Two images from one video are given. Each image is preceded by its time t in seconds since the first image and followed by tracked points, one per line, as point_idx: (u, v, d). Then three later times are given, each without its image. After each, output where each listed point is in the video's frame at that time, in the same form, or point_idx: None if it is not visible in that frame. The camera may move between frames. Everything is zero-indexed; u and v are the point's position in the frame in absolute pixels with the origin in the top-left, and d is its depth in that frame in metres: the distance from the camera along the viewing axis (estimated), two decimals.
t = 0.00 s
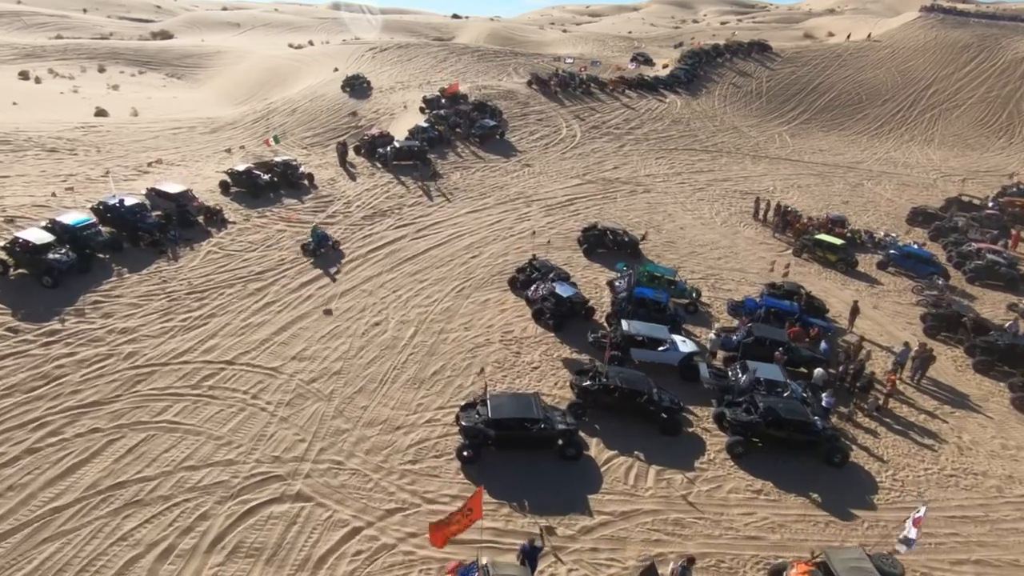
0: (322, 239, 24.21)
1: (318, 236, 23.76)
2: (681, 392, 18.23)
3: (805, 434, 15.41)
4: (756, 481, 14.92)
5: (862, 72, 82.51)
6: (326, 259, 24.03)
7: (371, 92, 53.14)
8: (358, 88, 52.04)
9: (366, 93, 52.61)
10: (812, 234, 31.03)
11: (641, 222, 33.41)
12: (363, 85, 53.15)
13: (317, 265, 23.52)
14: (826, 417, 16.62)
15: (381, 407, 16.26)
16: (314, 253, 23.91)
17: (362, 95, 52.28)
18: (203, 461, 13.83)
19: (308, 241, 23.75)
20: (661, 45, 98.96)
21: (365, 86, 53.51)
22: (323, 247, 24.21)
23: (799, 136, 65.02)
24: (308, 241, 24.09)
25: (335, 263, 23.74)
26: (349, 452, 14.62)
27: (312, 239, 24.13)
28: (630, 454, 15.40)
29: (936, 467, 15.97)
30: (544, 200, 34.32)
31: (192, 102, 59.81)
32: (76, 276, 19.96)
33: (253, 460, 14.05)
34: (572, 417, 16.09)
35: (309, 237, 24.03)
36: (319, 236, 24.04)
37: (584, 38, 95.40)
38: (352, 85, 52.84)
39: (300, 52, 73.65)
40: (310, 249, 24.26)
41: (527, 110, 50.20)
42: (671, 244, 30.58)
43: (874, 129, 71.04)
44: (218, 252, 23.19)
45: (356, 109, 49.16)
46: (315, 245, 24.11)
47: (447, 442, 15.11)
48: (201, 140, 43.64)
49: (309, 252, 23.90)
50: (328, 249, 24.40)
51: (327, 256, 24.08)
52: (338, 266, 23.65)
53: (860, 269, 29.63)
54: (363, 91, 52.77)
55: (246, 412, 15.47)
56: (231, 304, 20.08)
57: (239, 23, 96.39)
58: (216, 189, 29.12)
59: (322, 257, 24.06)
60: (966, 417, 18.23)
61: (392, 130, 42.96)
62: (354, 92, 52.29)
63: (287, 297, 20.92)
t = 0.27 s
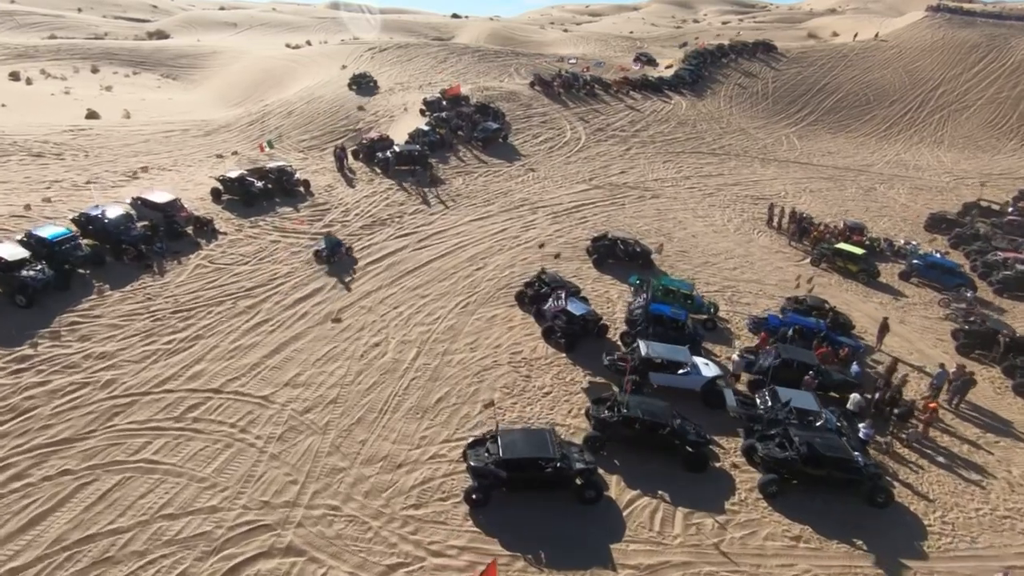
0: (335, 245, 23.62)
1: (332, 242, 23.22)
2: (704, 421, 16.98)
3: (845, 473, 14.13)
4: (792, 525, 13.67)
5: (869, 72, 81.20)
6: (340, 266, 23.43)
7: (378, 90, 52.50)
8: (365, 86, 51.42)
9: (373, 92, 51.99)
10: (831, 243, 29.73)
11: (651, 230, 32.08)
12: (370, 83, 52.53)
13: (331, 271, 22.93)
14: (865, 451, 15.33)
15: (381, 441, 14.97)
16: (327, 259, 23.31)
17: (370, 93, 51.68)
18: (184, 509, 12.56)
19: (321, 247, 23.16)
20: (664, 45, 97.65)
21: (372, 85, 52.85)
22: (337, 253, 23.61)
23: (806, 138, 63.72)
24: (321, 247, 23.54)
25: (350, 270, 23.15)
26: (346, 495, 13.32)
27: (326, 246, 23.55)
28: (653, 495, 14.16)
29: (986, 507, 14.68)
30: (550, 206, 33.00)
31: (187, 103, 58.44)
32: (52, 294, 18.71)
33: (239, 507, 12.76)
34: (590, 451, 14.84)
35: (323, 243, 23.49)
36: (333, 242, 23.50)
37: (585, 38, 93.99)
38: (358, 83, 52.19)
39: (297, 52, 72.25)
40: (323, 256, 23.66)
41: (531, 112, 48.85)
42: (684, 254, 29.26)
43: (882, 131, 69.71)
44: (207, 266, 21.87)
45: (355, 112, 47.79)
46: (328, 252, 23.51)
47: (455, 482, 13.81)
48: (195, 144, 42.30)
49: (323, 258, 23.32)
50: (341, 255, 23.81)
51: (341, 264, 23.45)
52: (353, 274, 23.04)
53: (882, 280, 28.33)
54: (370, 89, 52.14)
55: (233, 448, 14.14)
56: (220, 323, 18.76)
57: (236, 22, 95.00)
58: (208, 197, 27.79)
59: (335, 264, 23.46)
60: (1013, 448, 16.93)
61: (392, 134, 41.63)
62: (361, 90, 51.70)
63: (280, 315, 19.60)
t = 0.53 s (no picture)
0: (349, 252, 22.82)
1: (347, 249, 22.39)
2: (731, 454, 15.66)
3: (894, 518, 12.82)
4: None
5: (876, 73, 79.87)
6: (355, 274, 22.61)
7: (384, 90, 51.58)
8: (371, 85, 50.47)
9: (379, 92, 51.04)
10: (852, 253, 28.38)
11: (661, 239, 30.73)
12: (376, 82, 51.59)
13: (345, 280, 22.10)
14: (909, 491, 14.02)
15: (379, 482, 13.68)
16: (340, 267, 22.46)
17: (376, 93, 50.78)
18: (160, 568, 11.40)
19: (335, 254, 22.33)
20: (667, 45, 96.34)
21: (378, 84, 51.90)
22: (350, 261, 22.79)
23: (814, 140, 62.43)
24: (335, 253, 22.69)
25: (364, 278, 22.37)
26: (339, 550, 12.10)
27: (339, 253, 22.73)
28: (678, 545, 12.95)
29: None
30: (556, 214, 31.63)
31: (180, 105, 57.01)
32: (26, 315, 17.49)
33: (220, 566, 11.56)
34: (609, 493, 13.57)
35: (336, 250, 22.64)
36: (348, 249, 22.69)
37: (587, 38, 92.60)
38: (364, 82, 51.28)
39: (294, 52, 70.89)
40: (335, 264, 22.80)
41: (533, 114, 47.51)
42: (697, 264, 27.91)
43: (891, 132, 68.36)
44: (194, 281, 20.52)
45: (352, 114, 46.41)
46: (341, 259, 22.67)
47: (460, 532, 12.59)
48: (188, 148, 40.99)
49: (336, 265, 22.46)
50: (355, 263, 23.00)
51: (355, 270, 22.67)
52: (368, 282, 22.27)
53: (906, 292, 27.01)
54: (375, 88, 51.19)
55: (216, 494, 12.90)
56: (206, 346, 17.46)
57: (233, 23, 93.62)
58: (197, 206, 26.46)
59: (349, 272, 22.63)
60: None
61: (391, 137, 40.30)
62: (366, 89, 50.75)
63: (272, 336, 18.27)
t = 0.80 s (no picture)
0: (363, 260, 22.13)
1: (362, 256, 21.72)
2: (762, 495, 14.40)
3: None
4: None
5: (883, 74, 78.56)
6: (369, 282, 21.93)
7: (389, 90, 50.61)
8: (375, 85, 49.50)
9: (384, 91, 50.12)
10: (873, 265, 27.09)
11: (672, 249, 29.43)
12: (381, 82, 50.66)
13: (359, 288, 21.42)
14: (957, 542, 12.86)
15: (375, 534, 12.55)
16: (354, 275, 21.77)
17: (380, 93, 49.85)
18: None
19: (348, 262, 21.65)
20: (669, 45, 95.03)
21: (382, 84, 50.98)
22: (364, 268, 22.10)
23: (822, 143, 61.12)
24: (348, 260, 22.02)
25: (379, 286, 21.69)
26: None
27: (352, 260, 22.06)
28: None
29: None
30: (562, 223, 30.32)
31: (174, 107, 55.63)
32: None
33: None
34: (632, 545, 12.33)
35: (350, 256, 21.99)
36: (362, 256, 22.02)
37: (588, 39, 91.26)
38: (368, 82, 50.32)
39: (291, 52, 69.51)
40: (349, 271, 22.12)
41: (536, 116, 46.17)
42: (711, 277, 26.62)
43: (899, 134, 67.06)
44: (179, 299, 19.24)
45: (350, 117, 45.07)
46: (355, 266, 21.98)
47: None
48: (179, 152, 39.68)
49: (350, 273, 21.77)
50: (369, 270, 22.31)
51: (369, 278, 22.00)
52: (382, 290, 21.59)
53: (930, 306, 25.74)
54: (380, 88, 50.21)
55: (192, 552, 11.81)
56: (188, 372, 16.20)
57: (229, 22, 92.20)
58: (185, 216, 25.14)
59: (363, 279, 21.94)
60: None
61: (389, 142, 38.97)
62: (371, 89, 49.79)
63: (260, 361, 17.01)
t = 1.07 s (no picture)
0: (378, 268, 21.56)
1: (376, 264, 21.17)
2: (798, 544, 13.18)
3: None
4: None
5: (890, 75, 77.24)
6: (383, 290, 21.33)
7: (393, 90, 49.52)
8: (379, 84, 48.52)
9: (389, 91, 49.10)
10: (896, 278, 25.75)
11: (683, 260, 28.12)
12: (385, 82, 49.64)
13: (374, 297, 20.83)
14: None
15: None
16: (368, 283, 21.19)
17: (385, 93, 48.79)
18: None
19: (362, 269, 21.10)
20: (672, 45, 93.72)
21: (387, 84, 49.93)
22: (378, 276, 21.51)
23: (829, 145, 59.84)
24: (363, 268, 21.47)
25: (394, 295, 21.09)
26: None
27: (367, 268, 21.49)
28: None
29: None
30: (567, 232, 29.00)
31: (166, 110, 54.22)
32: None
33: None
34: None
35: (365, 264, 21.43)
36: (377, 264, 21.45)
37: (590, 39, 89.90)
38: (372, 82, 49.35)
39: (287, 53, 68.11)
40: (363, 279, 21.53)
41: (538, 120, 44.81)
42: (726, 290, 25.30)
43: (908, 136, 65.72)
44: (160, 321, 17.89)
45: (347, 120, 43.71)
46: (369, 274, 21.41)
47: None
48: (169, 157, 38.33)
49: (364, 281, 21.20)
50: (383, 279, 21.71)
51: (383, 288, 21.37)
52: (398, 299, 20.99)
53: (956, 322, 24.42)
54: (384, 88, 49.18)
55: None
56: (166, 405, 14.93)
57: (225, 22, 90.76)
58: (172, 227, 23.77)
59: (378, 288, 21.35)
60: None
61: (387, 147, 37.64)
62: (375, 89, 48.80)
63: (246, 392, 15.71)
